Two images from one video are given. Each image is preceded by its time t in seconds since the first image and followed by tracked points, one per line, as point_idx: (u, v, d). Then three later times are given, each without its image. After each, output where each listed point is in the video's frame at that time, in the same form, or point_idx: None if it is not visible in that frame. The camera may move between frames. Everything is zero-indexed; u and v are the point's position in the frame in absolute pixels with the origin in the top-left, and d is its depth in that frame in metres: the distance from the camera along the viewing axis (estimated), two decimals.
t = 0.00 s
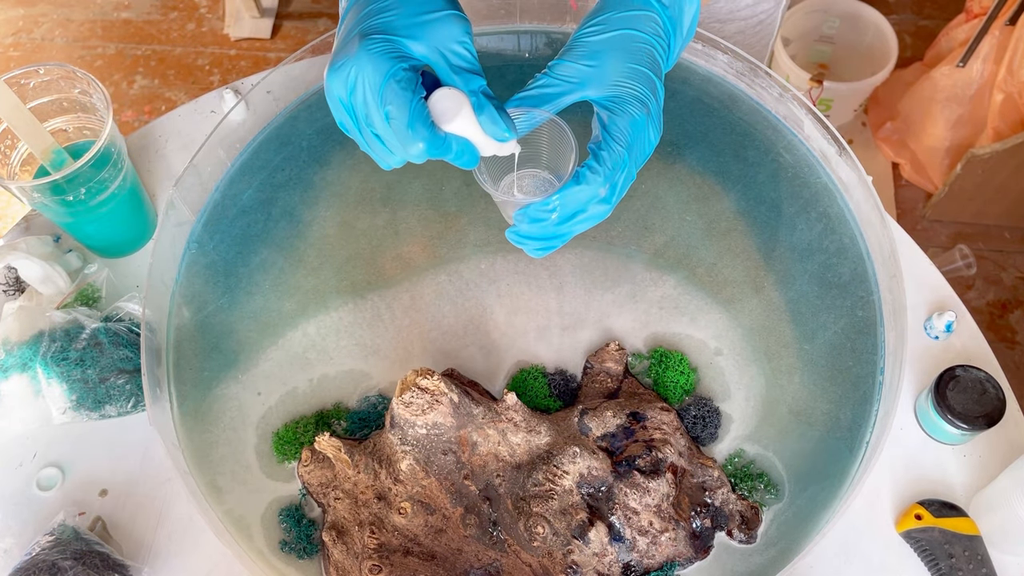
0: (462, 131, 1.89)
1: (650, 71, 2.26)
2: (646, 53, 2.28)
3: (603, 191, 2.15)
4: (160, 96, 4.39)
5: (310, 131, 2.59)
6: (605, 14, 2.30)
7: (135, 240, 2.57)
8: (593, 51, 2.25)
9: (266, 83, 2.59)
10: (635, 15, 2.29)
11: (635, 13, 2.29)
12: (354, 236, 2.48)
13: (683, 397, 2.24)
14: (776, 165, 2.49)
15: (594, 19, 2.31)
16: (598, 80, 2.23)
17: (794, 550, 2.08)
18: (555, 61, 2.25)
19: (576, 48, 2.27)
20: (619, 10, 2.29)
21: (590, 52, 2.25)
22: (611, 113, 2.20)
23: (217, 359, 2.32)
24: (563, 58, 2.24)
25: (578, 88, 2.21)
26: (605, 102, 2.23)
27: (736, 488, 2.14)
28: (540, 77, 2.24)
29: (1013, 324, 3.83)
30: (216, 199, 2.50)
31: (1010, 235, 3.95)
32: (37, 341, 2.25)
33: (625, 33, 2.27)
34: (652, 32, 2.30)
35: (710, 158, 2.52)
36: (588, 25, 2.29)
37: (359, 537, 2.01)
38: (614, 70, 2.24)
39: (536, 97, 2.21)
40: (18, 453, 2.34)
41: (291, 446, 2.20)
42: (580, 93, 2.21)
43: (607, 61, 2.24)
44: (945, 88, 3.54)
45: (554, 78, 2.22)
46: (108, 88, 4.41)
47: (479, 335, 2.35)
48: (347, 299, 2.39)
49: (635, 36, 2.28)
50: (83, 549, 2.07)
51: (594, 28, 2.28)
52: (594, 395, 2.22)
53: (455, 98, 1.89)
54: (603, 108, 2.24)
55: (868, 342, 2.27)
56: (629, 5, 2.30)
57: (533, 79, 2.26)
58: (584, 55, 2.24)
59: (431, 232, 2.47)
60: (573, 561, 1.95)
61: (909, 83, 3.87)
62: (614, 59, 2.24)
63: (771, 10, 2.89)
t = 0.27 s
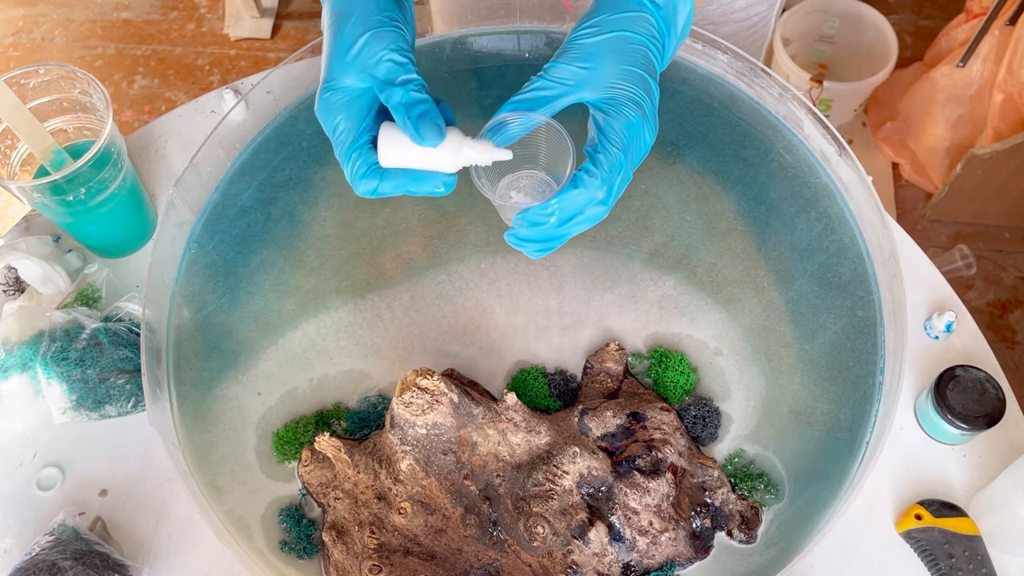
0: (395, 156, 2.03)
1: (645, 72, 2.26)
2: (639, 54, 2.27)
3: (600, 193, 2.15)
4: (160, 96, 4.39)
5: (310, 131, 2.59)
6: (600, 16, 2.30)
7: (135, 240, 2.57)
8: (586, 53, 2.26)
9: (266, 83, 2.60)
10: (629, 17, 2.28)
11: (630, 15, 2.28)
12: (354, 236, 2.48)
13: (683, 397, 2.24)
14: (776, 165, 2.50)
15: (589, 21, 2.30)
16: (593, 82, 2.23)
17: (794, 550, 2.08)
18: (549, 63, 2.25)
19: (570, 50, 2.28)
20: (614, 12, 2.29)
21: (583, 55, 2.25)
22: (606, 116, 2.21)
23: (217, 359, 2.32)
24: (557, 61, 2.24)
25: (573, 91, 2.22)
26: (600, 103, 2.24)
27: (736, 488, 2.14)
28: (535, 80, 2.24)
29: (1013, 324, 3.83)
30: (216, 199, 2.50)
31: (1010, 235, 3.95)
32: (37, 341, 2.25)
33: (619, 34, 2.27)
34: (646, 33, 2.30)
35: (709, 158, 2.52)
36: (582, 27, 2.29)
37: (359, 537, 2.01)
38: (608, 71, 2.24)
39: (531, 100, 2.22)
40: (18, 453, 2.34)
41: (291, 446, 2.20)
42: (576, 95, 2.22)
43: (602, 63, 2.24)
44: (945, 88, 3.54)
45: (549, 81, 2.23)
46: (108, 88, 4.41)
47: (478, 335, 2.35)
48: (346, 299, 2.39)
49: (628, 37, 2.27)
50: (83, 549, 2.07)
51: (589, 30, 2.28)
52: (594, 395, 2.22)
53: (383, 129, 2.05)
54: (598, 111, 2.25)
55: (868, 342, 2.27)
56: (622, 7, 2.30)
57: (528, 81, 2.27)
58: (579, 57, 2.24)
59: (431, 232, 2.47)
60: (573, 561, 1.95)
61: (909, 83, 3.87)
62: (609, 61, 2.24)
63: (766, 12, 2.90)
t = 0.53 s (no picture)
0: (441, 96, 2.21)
1: (653, 55, 2.31)
2: (649, 36, 2.33)
3: (609, 177, 2.18)
4: (160, 96, 4.39)
5: (310, 131, 2.59)
6: None
7: (135, 240, 2.57)
8: (594, 34, 2.31)
9: (266, 83, 2.59)
10: None
11: None
12: (354, 236, 2.48)
13: (683, 397, 2.24)
14: (776, 165, 2.50)
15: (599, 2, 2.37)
16: (601, 64, 2.28)
17: (794, 550, 2.08)
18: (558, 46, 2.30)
19: (580, 31, 2.34)
20: None
21: (591, 36, 2.31)
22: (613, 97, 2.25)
23: (217, 359, 2.32)
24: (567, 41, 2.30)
25: (580, 72, 2.27)
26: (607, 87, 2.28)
27: (736, 488, 2.14)
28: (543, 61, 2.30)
29: (1013, 324, 3.83)
30: (216, 199, 2.51)
31: (1010, 235, 3.95)
32: (37, 341, 2.25)
33: (628, 15, 2.32)
34: (655, 14, 2.35)
35: (709, 158, 2.52)
36: (592, 8, 2.35)
37: (359, 537, 2.01)
38: (616, 52, 2.29)
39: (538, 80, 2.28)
40: (18, 453, 2.34)
41: (291, 446, 2.20)
42: (583, 76, 2.26)
43: (610, 45, 2.29)
44: (945, 88, 3.54)
45: (557, 61, 2.29)
46: (108, 88, 4.41)
47: (478, 335, 2.35)
48: (346, 299, 2.39)
49: (636, 19, 2.33)
50: (83, 549, 2.07)
51: (597, 11, 2.35)
52: (594, 395, 2.22)
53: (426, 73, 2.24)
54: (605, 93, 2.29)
55: (868, 342, 2.27)
56: None
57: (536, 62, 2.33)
58: (588, 39, 2.31)
59: (431, 232, 2.47)
60: (573, 561, 1.96)
61: (909, 83, 3.87)
62: (617, 43, 2.30)
63: (755, 16, 2.90)
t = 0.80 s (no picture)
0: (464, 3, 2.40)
1: (618, 42, 2.35)
2: (613, 24, 2.38)
3: (580, 168, 2.20)
4: (160, 96, 4.39)
5: (310, 131, 2.59)
6: None
7: (135, 240, 2.57)
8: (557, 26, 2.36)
9: (267, 83, 2.63)
10: None
11: None
12: (354, 236, 2.48)
13: (683, 397, 2.24)
14: (776, 165, 2.50)
15: None
16: (566, 54, 2.32)
17: (794, 550, 2.08)
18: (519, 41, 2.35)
19: (542, 23, 2.39)
20: None
21: (554, 28, 2.35)
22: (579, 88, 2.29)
23: (217, 359, 2.32)
24: (531, 34, 2.35)
25: (546, 63, 2.31)
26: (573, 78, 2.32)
27: (736, 488, 2.14)
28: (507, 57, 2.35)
29: (1013, 324, 3.83)
30: (216, 199, 2.51)
31: (1010, 235, 3.95)
32: (37, 341, 2.25)
33: (590, 6, 2.38)
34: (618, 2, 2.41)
35: (709, 158, 2.52)
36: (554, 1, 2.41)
37: (359, 537, 2.01)
38: (581, 41, 2.33)
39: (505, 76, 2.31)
40: (18, 453, 2.34)
41: (291, 446, 2.20)
42: (549, 67, 2.30)
43: (574, 35, 2.34)
44: (945, 88, 3.54)
45: (522, 55, 2.33)
46: (107, 88, 4.41)
47: (478, 335, 2.35)
48: (346, 299, 2.39)
49: (597, 7, 2.39)
50: (83, 549, 2.07)
51: (559, 3, 2.40)
52: (594, 395, 2.23)
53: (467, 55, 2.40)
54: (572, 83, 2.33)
55: (868, 342, 2.27)
56: None
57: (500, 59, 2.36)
58: (551, 30, 2.35)
59: (431, 232, 2.48)
60: (573, 561, 1.96)
61: (909, 83, 3.87)
62: (581, 33, 2.34)
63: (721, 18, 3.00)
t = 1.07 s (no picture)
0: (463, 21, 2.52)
1: (550, 7, 2.39)
2: None
3: (513, 133, 2.24)
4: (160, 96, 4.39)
5: (310, 131, 2.60)
6: None
7: (135, 240, 2.57)
8: None
9: (266, 83, 2.66)
10: None
11: None
12: (354, 236, 2.48)
13: (683, 397, 2.24)
14: (776, 165, 2.50)
15: None
16: (497, 20, 2.35)
17: (794, 550, 2.08)
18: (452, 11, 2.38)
19: None
20: None
21: None
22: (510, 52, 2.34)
23: (217, 359, 2.32)
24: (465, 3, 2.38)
25: (478, 31, 2.35)
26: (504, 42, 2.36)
27: (736, 488, 2.14)
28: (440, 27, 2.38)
29: (1013, 324, 3.83)
30: (216, 199, 2.51)
31: (1010, 235, 3.95)
32: (37, 342, 2.25)
33: None
34: None
35: (709, 158, 2.53)
36: None
37: (359, 537, 2.01)
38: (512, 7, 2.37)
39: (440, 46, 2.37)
40: (18, 453, 2.34)
41: (291, 446, 2.20)
42: (480, 35, 2.35)
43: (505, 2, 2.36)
44: (945, 88, 3.54)
45: (455, 24, 2.36)
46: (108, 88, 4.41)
47: (478, 335, 2.35)
48: (347, 299, 2.39)
49: None
50: (83, 549, 2.07)
51: None
52: (594, 395, 2.23)
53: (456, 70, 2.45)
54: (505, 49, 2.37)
55: (868, 342, 2.27)
56: None
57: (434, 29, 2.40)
58: None
59: (431, 232, 2.48)
60: (573, 561, 1.96)
61: (909, 83, 3.87)
62: None
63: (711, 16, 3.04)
